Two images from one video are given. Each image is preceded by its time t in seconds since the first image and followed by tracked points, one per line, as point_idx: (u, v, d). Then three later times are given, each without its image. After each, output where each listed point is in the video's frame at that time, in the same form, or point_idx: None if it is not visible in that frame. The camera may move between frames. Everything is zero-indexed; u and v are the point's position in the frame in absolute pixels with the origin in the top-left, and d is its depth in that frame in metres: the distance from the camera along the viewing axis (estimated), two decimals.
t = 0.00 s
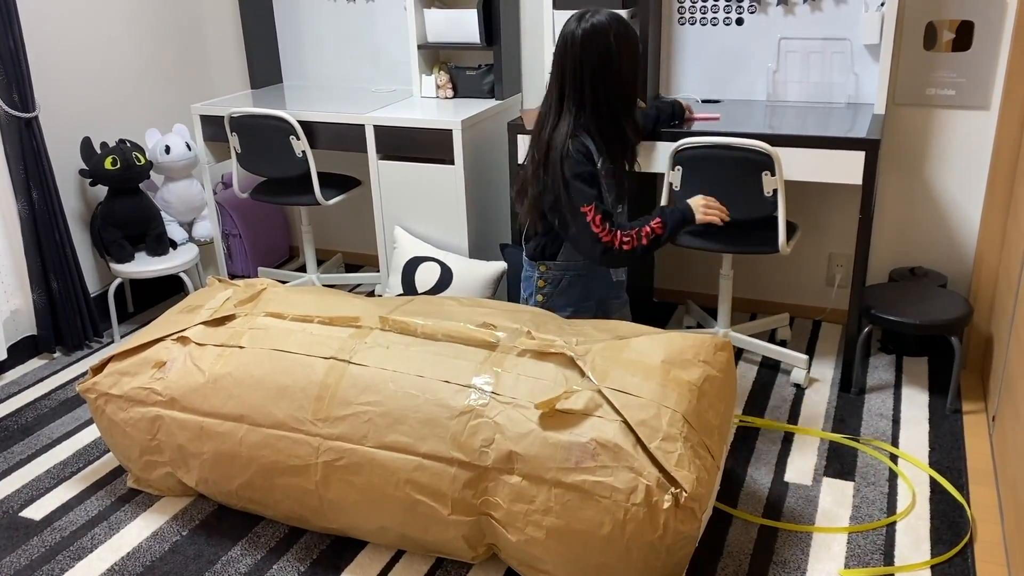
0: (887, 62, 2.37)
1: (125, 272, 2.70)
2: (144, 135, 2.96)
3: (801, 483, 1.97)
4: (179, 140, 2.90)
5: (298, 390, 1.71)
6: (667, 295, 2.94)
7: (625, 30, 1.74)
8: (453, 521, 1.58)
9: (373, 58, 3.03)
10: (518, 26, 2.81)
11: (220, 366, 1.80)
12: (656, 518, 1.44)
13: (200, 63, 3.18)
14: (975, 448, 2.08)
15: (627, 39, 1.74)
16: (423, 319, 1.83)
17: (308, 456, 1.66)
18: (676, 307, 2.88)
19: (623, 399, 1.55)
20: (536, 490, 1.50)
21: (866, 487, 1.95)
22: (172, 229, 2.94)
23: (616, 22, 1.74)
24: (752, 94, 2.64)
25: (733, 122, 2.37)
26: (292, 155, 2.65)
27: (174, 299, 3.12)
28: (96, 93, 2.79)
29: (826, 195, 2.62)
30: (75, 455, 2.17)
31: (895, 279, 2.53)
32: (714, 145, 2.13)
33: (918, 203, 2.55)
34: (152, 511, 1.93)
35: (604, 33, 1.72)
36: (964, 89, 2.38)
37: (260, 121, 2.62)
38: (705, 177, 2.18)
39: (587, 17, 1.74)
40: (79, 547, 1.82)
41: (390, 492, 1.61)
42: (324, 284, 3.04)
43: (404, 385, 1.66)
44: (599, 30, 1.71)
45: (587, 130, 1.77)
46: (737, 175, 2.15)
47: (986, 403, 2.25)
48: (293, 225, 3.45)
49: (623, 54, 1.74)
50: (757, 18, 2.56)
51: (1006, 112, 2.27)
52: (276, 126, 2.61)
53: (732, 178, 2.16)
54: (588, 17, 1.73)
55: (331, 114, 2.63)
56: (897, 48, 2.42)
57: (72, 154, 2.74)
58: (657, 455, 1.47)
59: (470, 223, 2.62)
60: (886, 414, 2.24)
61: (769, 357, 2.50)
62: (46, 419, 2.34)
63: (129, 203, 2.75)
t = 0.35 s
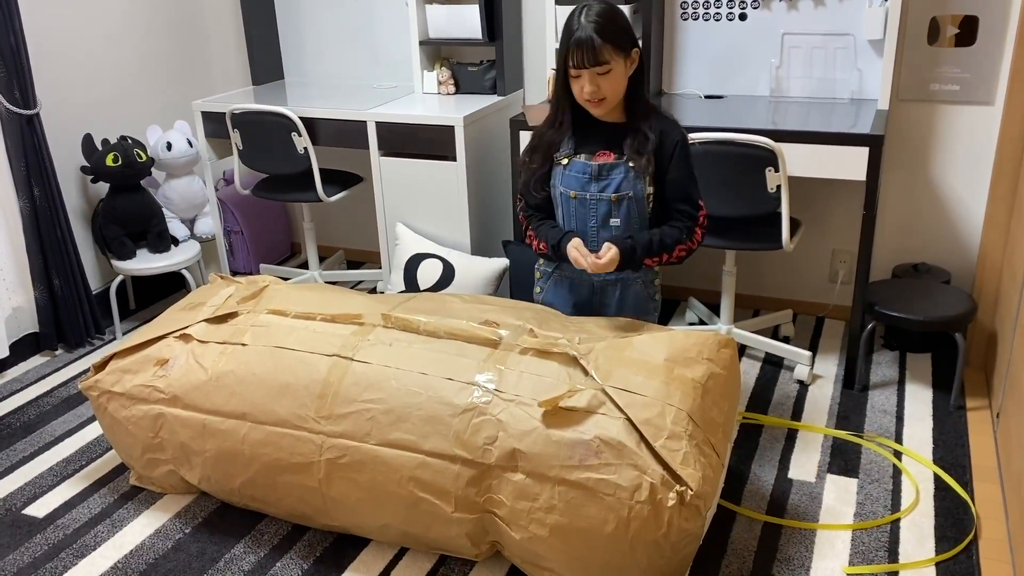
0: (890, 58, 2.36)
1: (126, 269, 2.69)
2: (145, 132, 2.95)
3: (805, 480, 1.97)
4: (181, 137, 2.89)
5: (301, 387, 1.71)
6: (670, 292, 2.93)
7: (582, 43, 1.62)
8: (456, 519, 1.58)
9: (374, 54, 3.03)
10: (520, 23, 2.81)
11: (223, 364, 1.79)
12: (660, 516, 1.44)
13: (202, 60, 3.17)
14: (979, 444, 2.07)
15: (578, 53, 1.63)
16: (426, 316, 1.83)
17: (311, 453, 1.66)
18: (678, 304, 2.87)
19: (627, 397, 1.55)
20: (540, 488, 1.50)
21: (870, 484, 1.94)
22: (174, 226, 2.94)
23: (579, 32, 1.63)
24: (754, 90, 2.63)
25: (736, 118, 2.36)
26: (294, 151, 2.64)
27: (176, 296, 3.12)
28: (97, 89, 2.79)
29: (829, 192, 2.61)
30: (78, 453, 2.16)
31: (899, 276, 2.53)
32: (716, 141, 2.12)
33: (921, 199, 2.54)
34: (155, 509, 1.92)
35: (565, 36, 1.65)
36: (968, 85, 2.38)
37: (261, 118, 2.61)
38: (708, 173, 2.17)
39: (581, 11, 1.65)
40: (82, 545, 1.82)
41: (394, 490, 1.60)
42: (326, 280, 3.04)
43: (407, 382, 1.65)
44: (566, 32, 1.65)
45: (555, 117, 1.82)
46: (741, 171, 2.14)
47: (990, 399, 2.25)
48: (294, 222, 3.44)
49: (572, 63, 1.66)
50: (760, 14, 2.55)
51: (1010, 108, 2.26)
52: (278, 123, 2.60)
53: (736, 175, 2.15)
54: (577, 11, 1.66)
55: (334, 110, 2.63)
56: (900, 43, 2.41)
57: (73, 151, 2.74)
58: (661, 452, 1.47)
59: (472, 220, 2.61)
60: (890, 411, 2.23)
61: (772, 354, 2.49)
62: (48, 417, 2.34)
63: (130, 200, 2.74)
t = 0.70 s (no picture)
0: (900, 53, 2.35)
1: (136, 262, 2.71)
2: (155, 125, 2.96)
3: (811, 476, 1.97)
4: (190, 130, 2.89)
5: (310, 381, 1.72)
6: (677, 288, 2.93)
7: (573, 45, 1.63)
8: (463, 512, 1.59)
9: (383, 49, 3.03)
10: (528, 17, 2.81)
11: (232, 357, 1.81)
12: (666, 510, 1.44)
13: (211, 54, 3.18)
14: (987, 441, 2.07)
15: (570, 56, 1.64)
16: (434, 311, 1.84)
17: (320, 446, 1.67)
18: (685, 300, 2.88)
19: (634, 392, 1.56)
20: (547, 482, 1.51)
21: (877, 480, 1.94)
22: (183, 220, 2.94)
23: (572, 34, 1.63)
24: (763, 86, 2.63)
25: (744, 114, 2.36)
26: (303, 145, 2.65)
27: (185, 290, 3.14)
28: (107, 83, 2.80)
29: (837, 188, 2.61)
30: (88, 444, 2.18)
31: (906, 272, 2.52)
32: (725, 136, 2.12)
33: (929, 195, 2.54)
34: (164, 501, 1.94)
35: (560, 37, 1.66)
36: (978, 81, 2.37)
37: (270, 112, 2.62)
38: (717, 168, 2.17)
39: (577, 13, 1.65)
40: (92, 536, 1.84)
41: (401, 483, 1.61)
42: (334, 275, 3.05)
43: (415, 376, 1.66)
44: (562, 33, 1.65)
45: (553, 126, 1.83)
46: (749, 166, 2.14)
47: (998, 396, 2.24)
48: (303, 216, 3.45)
49: (565, 66, 1.67)
50: (770, 9, 2.54)
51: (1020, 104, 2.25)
52: (287, 117, 2.61)
53: (744, 170, 2.15)
54: (573, 12, 1.65)
55: (343, 105, 2.64)
56: (910, 39, 2.40)
57: (84, 144, 2.75)
58: (668, 447, 1.47)
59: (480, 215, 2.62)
60: (897, 407, 2.23)
61: (779, 350, 2.49)
62: (59, 409, 2.35)
63: (139, 193, 2.75)
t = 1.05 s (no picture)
0: (905, 54, 2.35)
1: (140, 262, 2.71)
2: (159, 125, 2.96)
3: (814, 476, 1.97)
4: (194, 130, 2.90)
5: (314, 380, 1.72)
6: (681, 288, 2.93)
7: (578, 49, 1.63)
8: (467, 512, 1.59)
9: (387, 49, 3.03)
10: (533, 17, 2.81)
11: (236, 356, 1.81)
12: (671, 511, 1.44)
13: (215, 54, 3.19)
14: (991, 443, 2.07)
15: (575, 60, 1.64)
16: (437, 311, 1.84)
17: (324, 446, 1.67)
18: (689, 300, 2.87)
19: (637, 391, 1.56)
20: (551, 482, 1.51)
21: (881, 482, 1.94)
22: (187, 220, 2.95)
23: (576, 38, 1.63)
24: (767, 87, 2.63)
25: (749, 115, 2.35)
26: (307, 145, 2.65)
27: (188, 289, 3.14)
28: (111, 83, 2.80)
29: (842, 189, 2.61)
30: (92, 443, 2.19)
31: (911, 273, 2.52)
32: (729, 137, 2.12)
33: (934, 196, 2.53)
34: (168, 500, 1.94)
35: (564, 41, 1.66)
36: (983, 82, 2.36)
37: (274, 112, 2.62)
38: (721, 168, 2.17)
39: (580, 16, 1.65)
40: (96, 534, 1.84)
41: (405, 482, 1.62)
42: (337, 275, 3.05)
43: (419, 376, 1.66)
44: (566, 36, 1.65)
45: (559, 128, 1.82)
46: (753, 167, 2.14)
47: (1002, 397, 2.24)
48: (306, 215, 3.46)
49: (570, 70, 1.67)
50: (774, 10, 2.54)
51: None
52: (291, 117, 2.61)
53: (748, 170, 2.15)
54: (577, 15, 1.65)
55: (347, 105, 2.64)
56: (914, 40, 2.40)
57: (88, 143, 2.75)
58: (672, 448, 1.47)
59: (483, 215, 2.62)
60: (901, 408, 2.23)
61: (783, 351, 2.49)
62: (63, 408, 2.36)
63: (144, 193, 2.76)
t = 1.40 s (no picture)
0: (909, 55, 2.35)
1: (143, 262, 2.72)
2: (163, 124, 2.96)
3: (817, 478, 1.97)
4: (198, 130, 2.90)
5: (317, 380, 1.72)
6: (684, 288, 2.93)
7: (583, 49, 1.63)
8: (470, 512, 1.59)
9: (390, 49, 3.03)
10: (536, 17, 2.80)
11: (239, 356, 1.81)
12: (674, 512, 1.44)
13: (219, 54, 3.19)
14: (994, 444, 2.07)
15: (579, 60, 1.63)
16: (441, 311, 1.84)
17: (327, 446, 1.67)
18: (692, 301, 2.87)
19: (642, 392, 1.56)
20: (554, 483, 1.51)
21: (884, 483, 1.94)
22: (190, 219, 2.95)
23: (580, 38, 1.63)
24: (771, 88, 2.63)
25: (752, 116, 2.35)
26: (310, 145, 2.66)
27: (192, 288, 3.14)
28: (115, 82, 2.80)
29: (845, 190, 2.60)
30: (95, 442, 2.19)
31: (914, 275, 2.51)
32: (735, 138, 2.12)
33: (938, 197, 2.53)
34: (171, 499, 1.94)
35: (568, 41, 1.66)
36: (987, 83, 2.36)
37: (278, 112, 2.63)
38: (724, 169, 2.17)
39: (584, 16, 1.65)
40: (100, 534, 1.84)
41: (408, 483, 1.62)
42: (340, 275, 3.05)
43: (422, 376, 1.66)
44: (570, 37, 1.65)
45: (562, 129, 1.82)
46: (757, 168, 2.14)
47: (1005, 399, 2.24)
48: (310, 215, 3.46)
49: (575, 70, 1.66)
50: (778, 10, 2.54)
51: None
52: (295, 117, 2.61)
53: (752, 171, 2.15)
54: (580, 16, 1.65)
55: (350, 105, 2.64)
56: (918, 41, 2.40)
57: (92, 143, 2.76)
58: (674, 450, 1.47)
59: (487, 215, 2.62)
60: (904, 410, 2.23)
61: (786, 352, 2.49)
62: (66, 407, 2.36)
63: (147, 193, 2.76)
